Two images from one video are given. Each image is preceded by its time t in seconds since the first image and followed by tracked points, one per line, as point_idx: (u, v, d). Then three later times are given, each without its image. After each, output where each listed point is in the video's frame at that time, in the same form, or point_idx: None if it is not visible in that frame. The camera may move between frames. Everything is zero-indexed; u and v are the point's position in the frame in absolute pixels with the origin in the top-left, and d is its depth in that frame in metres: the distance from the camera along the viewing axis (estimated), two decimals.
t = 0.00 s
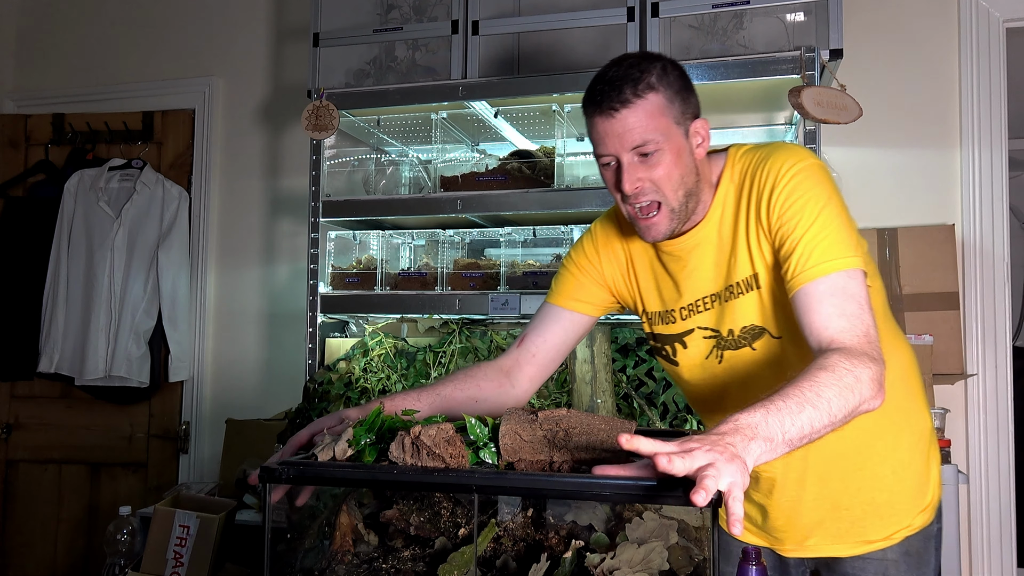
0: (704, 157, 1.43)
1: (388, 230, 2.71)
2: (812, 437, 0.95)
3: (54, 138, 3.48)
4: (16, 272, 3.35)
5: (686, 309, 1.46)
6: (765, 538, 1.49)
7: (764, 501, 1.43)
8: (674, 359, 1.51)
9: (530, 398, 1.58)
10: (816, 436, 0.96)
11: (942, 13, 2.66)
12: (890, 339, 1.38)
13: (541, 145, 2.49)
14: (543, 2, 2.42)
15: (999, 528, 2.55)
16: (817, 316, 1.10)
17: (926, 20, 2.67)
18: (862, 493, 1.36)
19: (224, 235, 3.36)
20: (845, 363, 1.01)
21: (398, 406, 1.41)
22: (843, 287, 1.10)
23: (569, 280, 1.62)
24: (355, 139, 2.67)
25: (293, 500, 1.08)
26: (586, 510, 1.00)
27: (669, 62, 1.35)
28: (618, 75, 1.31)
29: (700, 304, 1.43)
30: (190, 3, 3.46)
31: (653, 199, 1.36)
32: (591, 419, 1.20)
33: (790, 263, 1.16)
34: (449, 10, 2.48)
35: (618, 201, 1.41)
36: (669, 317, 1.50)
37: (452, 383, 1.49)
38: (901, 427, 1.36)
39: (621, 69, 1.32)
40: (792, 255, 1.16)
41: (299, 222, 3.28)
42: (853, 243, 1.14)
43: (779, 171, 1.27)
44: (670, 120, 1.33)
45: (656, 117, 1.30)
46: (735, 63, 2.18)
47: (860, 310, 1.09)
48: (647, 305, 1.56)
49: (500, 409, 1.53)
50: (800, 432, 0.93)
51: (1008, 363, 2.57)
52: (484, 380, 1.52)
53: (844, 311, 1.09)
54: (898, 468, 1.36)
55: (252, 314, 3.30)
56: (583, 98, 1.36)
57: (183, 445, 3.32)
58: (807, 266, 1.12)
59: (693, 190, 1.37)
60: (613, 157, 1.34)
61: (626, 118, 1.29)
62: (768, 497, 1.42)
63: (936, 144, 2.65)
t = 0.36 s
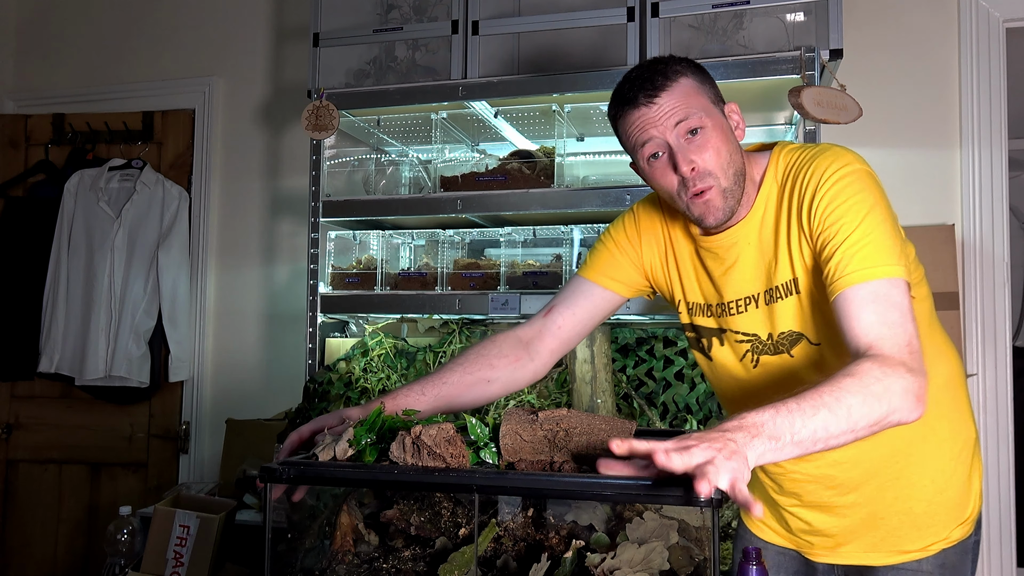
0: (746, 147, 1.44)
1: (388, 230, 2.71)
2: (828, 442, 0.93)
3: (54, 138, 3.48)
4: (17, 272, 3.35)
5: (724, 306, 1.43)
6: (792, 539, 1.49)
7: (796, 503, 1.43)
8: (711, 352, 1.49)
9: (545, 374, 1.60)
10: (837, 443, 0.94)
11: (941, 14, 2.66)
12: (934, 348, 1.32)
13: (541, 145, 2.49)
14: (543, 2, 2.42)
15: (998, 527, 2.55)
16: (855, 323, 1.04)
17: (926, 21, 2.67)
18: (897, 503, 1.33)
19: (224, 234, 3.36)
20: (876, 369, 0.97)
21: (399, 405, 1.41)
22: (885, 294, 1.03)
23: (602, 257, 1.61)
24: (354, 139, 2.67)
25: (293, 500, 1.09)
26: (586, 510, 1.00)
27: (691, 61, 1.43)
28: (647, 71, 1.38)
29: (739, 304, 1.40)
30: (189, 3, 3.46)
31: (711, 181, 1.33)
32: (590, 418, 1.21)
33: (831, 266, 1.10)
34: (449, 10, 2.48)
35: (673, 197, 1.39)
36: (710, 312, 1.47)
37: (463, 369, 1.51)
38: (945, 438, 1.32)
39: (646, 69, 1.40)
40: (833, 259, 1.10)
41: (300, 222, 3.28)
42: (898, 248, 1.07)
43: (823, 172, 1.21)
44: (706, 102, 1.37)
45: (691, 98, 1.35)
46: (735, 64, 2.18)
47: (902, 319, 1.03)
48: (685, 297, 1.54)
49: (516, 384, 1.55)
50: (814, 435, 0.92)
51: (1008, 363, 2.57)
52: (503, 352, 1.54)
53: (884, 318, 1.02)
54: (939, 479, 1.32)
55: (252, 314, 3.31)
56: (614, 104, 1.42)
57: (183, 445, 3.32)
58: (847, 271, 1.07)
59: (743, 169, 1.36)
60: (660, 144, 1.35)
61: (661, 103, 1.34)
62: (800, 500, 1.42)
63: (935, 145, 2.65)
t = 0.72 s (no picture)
0: (746, 156, 1.42)
1: (388, 230, 2.71)
2: (830, 362, 0.91)
3: (54, 138, 3.48)
4: (17, 271, 3.35)
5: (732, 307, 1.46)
6: (798, 537, 1.50)
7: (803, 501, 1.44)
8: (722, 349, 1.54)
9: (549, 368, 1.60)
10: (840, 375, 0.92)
11: (941, 14, 2.66)
12: (948, 347, 1.32)
13: (541, 145, 2.49)
14: (543, 2, 2.42)
15: (999, 528, 2.55)
16: (854, 277, 1.00)
17: (926, 21, 2.67)
18: (903, 500, 1.32)
19: (224, 234, 3.36)
20: (878, 305, 0.93)
21: (399, 406, 1.42)
22: (883, 253, 1.01)
23: (612, 249, 1.62)
24: (354, 139, 2.67)
25: (294, 501, 1.09)
26: (586, 510, 1.01)
27: (692, 68, 1.38)
28: (642, 87, 1.35)
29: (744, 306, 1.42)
30: (189, 3, 3.46)
31: (701, 203, 1.34)
32: (591, 418, 1.21)
33: (831, 236, 1.08)
34: (449, 10, 2.48)
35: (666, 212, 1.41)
36: (720, 310, 1.50)
37: (465, 365, 1.50)
38: (952, 437, 1.31)
39: (644, 82, 1.37)
40: (833, 229, 1.09)
41: (299, 222, 3.28)
42: (897, 217, 1.06)
43: (822, 163, 1.22)
44: (702, 120, 1.34)
45: (686, 117, 1.33)
46: (735, 64, 2.18)
47: (902, 275, 0.99)
48: (694, 295, 1.56)
49: (520, 377, 1.55)
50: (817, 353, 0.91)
51: (1008, 363, 2.57)
52: (509, 345, 1.54)
53: (882, 272, 0.99)
54: (945, 478, 1.31)
55: (253, 314, 3.30)
56: (613, 117, 1.41)
57: (183, 445, 3.32)
58: (848, 235, 1.05)
59: (738, 188, 1.36)
60: (651, 163, 1.36)
61: (656, 123, 1.33)
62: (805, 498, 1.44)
63: (935, 145, 2.65)
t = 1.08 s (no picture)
0: (745, 161, 1.41)
1: (388, 230, 2.71)
2: (819, 439, 0.89)
3: (54, 138, 3.48)
4: (16, 271, 3.35)
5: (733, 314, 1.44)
6: (800, 537, 1.50)
7: (806, 502, 1.44)
8: (721, 356, 1.52)
9: (552, 370, 1.60)
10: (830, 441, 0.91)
11: (941, 14, 2.66)
12: (952, 349, 1.32)
13: (541, 145, 2.49)
14: (543, 2, 2.42)
15: (1000, 527, 2.55)
16: (850, 316, 1.02)
17: (926, 21, 2.67)
18: (905, 501, 1.33)
19: (224, 235, 3.36)
20: (867, 362, 0.94)
21: (400, 405, 1.40)
22: (880, 290, 1.02)
23: (615, 253, 1.63)
24: (354, 139, 2.67)
25: (294, 501, 1.09)
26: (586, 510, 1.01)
27: (691, 72, 1.38)
28: (640, 92, 1.35)
29: (745, 313, 1.41)
30: (190, 2, 3.46)
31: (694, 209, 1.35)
32: (590, 418, 1.21)
33: (829, 264, 1.09)
34: (449, 10, 2.48)
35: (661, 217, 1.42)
36: (722, 316, 1.49)
37: (467, 366, 1.50)
38: (954, 439, 1.32)
39: (642, 87, 1.36)
40: (832, 257, 1.09)
41: (299, 222, 3.28)
42: (896, 246, 1.06)
43: (824, 178, 1.21)
44: (699, 126, 1.35)
45: (682, 124, 1.33)
46: (735, 64, 2.18)
47: (897, 314, 1.01)
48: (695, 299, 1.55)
49: (522, 378, 1.55)
50: (804, 433, 0.89)
51: (1008, 363, 2.57)
52: (511, 345, 1.54)
53: (877, 313, 1.01)
54: (947, 480, 1.32)
55: (252, 314, 3.31)
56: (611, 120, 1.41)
57: (183, 445, 3.32)
58: (846, 266, 1.05)
59: (733, 194, 1.36)
60: (646, 168, 1.36)
61: (652, 129, 1.33)
62: (807, 499, 1.43)
63: (935, 145, 2.65)
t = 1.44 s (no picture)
0: (754, 158, 1.41)
1: (388, 230, 2.71)
2: (816, 444, 0.90)
3: (54, 138, 3.48)
4: (16, 271, 3.35)
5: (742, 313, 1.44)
6: (804, 538, 1.49)
7: (811, 504, 1.43)
8: (729, 356, 1.51)
9: (556, 370, 1.60)
10: (825, 444, 0.91)
11: (941, 14, 2.66)
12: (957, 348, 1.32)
13: (541, 145, 2.49)
14: (543, 2, 2.42)
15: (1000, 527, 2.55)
16: (851, 318, 1.02)
17: (925, 21, 2.67)
18: (909, 502, 1.33)
19: (224, 235, 3.36)
20: (864, 366, 0.94)
21: (400, 405, 1.40)
22: (883, 291, 1.02)
23: (620, 253, 1.62)
24: (354, 139, 2.67)
25: (294, 501, 1.09)
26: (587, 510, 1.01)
27: (701, 67, 1.37)
28: (650, 86, 1.35)
29: (755, 311, 1.41)
30: (189, 2, 3.46)
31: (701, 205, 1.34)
32: (590, 418, 1.21)
33: (833, 263, 1.09)
34: (449, 10, 2.48)
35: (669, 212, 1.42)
36: (730, 316, 1.48)
37: (468, 366, 1.50)
38: (959, 441, 1.32)
39: (653, 81, 1.36)
40: (836, 257, 1.09)
41: (299, 222, 3.28)
42: (902, 246, 1.06)
43: (834, 174, 1.21)
44: (710, 121, 1.34)
45: (693, 118, 1.32)
46: (734, 64, 2.18)
47: (898, 316, 1.01)
48: (702, 300, 1.55)
49: (524, 378, 1.55)
50: (800, 436, 0.89)
51: (1008, 363, 2.57)
52: (514, 346, 1.55)
53: (878, 315, 1.01)
54: (950, 482, 1.32)
55: (252, 314, 3.30)
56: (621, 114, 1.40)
57: (183, 445, 3.32)
58: (850, 266, 1.05)
59: (741, 191, 1.36)
60: (655, 163, 1.36)
61: (662, 123, 1.32)
62: (813, 500, 1.42)
63: (935, 145, 2.65)
